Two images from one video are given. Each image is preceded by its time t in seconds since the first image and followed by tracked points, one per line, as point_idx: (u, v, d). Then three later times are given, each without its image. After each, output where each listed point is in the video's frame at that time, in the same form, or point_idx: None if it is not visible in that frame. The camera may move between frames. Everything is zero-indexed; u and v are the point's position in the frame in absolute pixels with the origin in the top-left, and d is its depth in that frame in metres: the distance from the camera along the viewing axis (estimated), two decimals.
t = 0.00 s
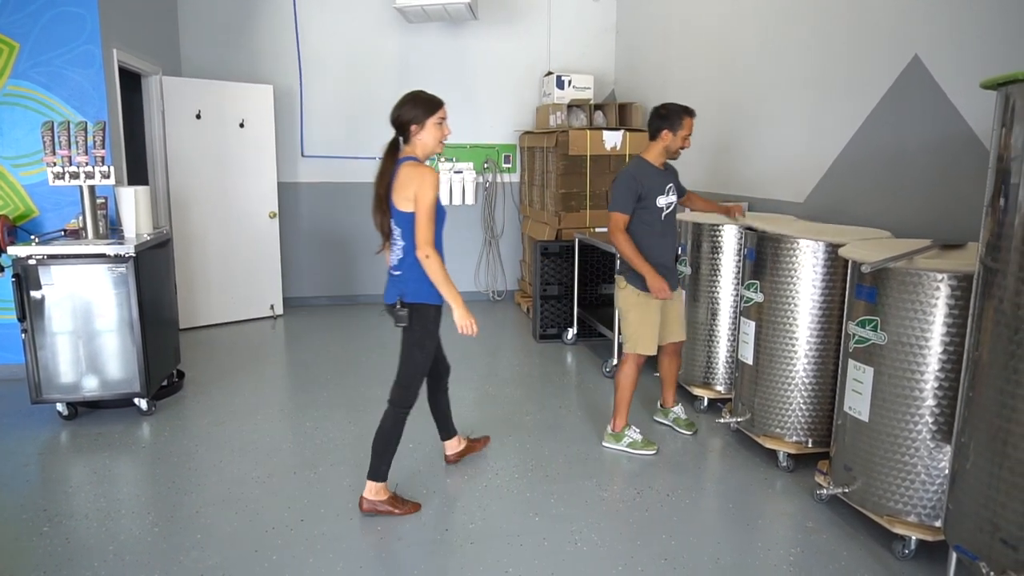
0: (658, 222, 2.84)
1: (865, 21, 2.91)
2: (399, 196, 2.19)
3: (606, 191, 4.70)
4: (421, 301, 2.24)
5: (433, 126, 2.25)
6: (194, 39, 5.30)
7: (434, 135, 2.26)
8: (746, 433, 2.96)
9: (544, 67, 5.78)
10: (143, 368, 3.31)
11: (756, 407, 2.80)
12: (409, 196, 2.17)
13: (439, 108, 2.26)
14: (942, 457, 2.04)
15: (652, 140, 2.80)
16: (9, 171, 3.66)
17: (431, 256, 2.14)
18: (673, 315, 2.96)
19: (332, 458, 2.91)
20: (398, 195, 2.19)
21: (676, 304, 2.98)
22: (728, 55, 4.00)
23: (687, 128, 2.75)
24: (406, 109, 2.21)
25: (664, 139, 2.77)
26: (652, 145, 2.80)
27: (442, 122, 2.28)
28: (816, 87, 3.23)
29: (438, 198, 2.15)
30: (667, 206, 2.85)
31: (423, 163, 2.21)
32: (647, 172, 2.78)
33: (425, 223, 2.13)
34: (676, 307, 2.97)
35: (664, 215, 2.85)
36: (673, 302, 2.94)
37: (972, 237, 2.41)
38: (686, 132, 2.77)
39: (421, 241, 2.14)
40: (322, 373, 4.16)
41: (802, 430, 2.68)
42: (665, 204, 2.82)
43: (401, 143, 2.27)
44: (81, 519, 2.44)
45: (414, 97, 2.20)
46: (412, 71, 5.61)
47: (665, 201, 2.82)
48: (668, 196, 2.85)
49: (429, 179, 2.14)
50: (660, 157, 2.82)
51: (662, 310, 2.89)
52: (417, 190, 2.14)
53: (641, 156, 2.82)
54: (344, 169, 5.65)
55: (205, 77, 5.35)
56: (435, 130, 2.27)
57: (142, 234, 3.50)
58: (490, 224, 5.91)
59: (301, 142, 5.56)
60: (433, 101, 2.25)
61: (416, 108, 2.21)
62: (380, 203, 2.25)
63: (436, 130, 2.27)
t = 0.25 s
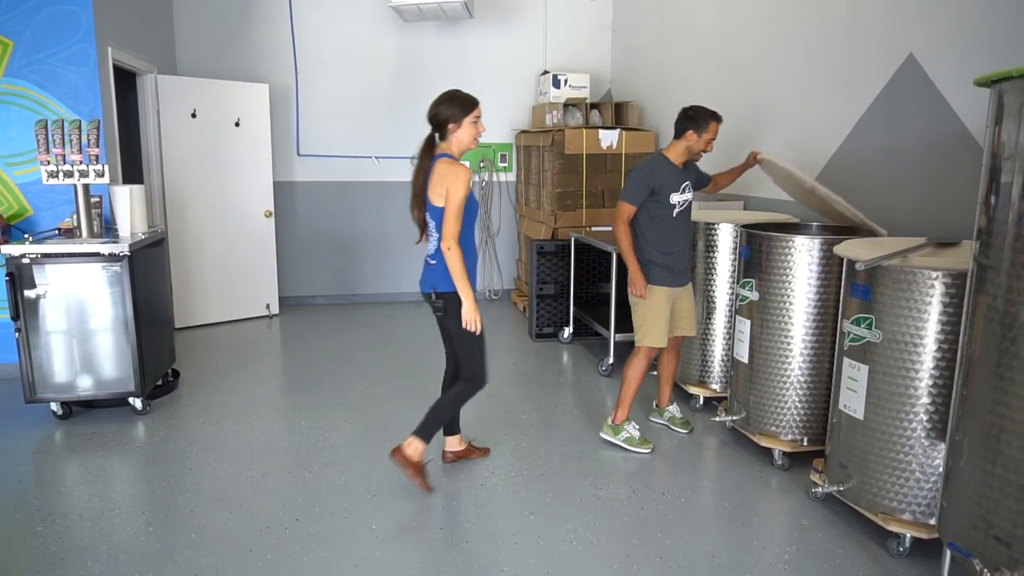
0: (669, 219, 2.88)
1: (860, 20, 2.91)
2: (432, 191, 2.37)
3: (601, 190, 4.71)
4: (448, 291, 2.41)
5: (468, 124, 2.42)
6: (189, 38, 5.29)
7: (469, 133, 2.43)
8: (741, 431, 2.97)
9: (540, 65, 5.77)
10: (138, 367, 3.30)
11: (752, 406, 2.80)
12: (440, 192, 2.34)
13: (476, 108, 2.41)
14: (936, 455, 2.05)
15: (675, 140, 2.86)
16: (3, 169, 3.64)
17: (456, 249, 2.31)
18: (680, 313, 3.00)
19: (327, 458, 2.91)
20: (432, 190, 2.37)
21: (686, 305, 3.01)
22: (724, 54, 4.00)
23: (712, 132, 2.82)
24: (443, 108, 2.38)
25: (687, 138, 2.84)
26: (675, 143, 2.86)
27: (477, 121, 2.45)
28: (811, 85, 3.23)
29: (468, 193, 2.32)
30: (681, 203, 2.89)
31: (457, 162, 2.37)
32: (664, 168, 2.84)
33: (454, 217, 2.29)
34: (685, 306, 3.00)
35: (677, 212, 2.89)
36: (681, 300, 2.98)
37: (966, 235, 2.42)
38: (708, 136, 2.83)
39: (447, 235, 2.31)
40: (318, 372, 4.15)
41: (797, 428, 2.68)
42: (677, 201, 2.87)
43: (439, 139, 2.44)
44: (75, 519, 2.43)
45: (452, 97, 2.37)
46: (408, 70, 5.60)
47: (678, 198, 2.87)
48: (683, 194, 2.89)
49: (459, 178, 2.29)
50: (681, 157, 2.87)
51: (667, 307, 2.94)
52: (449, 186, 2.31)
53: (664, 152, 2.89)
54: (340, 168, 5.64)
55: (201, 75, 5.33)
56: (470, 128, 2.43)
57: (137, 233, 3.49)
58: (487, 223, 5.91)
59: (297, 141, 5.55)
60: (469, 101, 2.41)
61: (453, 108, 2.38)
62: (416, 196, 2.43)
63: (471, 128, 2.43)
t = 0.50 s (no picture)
0: (668, 215, 2.91)
1: (852, 20, 2.92)
2: (453, 186, 2.50)
3: (594, 189, 4.71)
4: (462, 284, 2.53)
5: (497, 124, 2.52)
6: (183, 37, 5.27)
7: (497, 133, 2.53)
8: (734, 429, 2.97)
9: (534, 65, 5.77)
10: (130, 367, 3.29)
11: (745, 404, 2.80)
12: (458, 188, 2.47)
13: (506, 110, 2.51)
14: (927, 452, 2.06)
15: (685, 138, 2.88)
16: None
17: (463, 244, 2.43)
18: (674, 309, 3.03)
19: (321, 457, 2.90)
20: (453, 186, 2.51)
21: (682, 304, 3.04)
22: (718, 53, 4.00)
23: (721, 134, 2.81)
24: (473, 107, 2.50)
25: (696, 139, 2.84)
26: (683, 141, 2.88)
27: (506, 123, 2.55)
28: (804, 84, 3.24)
29: (483, 192, 2.42)
30: (683, 200, 2.90)
31: (481, 161, 2.48)
32: (669, 164, 2.87)
33: (464, 214, 2.41)
34: (681, 302, 3.03)
35: (677, 209, 2.91)
36: (676, 296, 3.00)
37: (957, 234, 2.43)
38: (716, 140, 2.82)
39: (457, 231, 2.43)
40: (311, 372, 4.14)
41: (790, 426, 2.69)
42: (678, 198, 2.89)
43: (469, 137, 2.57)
44: (67, 519, 2.42)
45: (483, 98, 2.48)
46: (402, 70, 5.59)
47: (679, 195, 2.89)
48: (687, 192, 2.91)
49: (478, 177, 2.41)
50: (688, 156, 2.89)
51: (659, 304, 2.97)
52: (466, 183, 2.43)
53: (672, 150, 2.91)
54: (334, 167, 5.63)
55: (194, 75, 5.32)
56: (499, 128, 2.53)
57: (129, 233, 3.48)
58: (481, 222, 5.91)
59: (290, 141, 5.53)
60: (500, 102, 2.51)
61: (482, 108, 2.49)
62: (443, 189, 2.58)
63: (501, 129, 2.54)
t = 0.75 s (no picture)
0: (654, 214, 2.92)
1: (832, 20, 2.96)
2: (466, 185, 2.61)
3: (579, 189, 4.72)
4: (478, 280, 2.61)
5: (504, 123, 2.61)
6: (165, 36, 5.23)
7: (506, 131, 2.62)
8: (718, 427, 2.99)
9: (519, 65, 5.78)
10: (112, 369, 3.26)
11: (728, 402, 2.82)
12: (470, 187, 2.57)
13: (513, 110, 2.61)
14: (906, 448, 2.08)
15: (675, 138, 2.89)
16: None
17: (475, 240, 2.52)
18: (657, 307, 3.05)
19: (305, 458, 2.89)
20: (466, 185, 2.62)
21: (666, 302, 3.06)
22: (701, 53, 4.03)
23: (710, 136, 2.82)
24: (484, 109, 2.62)
25: (686, 140, 2.85)
26: (673, 141, 2.89)
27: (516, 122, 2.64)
28: (786, 84, 3.27)
29: (492, 188, 2.51)
30: (669, 200, 2.92)
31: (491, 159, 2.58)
32: (658, 164, 2.89)
33: (475, 211, 2.50)
34: (664, 301, 3.04)
35: (664, 208, 2.92)
36: (660, 295, 3.02)
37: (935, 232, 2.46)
38: (704, 142, 2.84)
39: (470, 227, 2.53)
40: (296, 373, 4.12)
41: (773, 424, 2.71)
42: (665, 198, 2.90)
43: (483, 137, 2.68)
44: (47, 523, 2.40)
45: (492, 99, 2.59)
46: (387, 69, 5.58)
47: (666, 195, 2.90)
48: (674, 192, 2.92)
49: (485, 175, 2.50)
50: (677, 156, 2.90)
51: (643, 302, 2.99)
52: (476, 181, 2.53)
53: (662, 150, 2.93)
54: (319, 167, 5.61)
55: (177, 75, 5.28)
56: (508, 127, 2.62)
57: (111, 233, 3.45)
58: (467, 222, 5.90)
59: (275, 141, 5.50)
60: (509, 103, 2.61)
61: (491, 109, 2.60)
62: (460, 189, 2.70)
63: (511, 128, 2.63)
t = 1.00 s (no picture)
0: (637, 215, 2.93)
1: (812, 22, 2.98)
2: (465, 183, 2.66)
3: (562, 189, 4.77)
4: (475, 276, 2.65)
5: (500, 121, 2.60)
6: (144, 35, 5.18)
7: (502, 130, 2.62)
8: (701, 427, 3.00)
9: (503, 65, 5.78)
10: (90, 372, 3.21)
11: (711, 401, 2.84)
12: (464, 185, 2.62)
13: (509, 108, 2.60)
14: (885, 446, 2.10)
15: (659, 140, 2.90)
16: None
17: (466, 239, 2.56)
18: (639, 306, 3.06)
19: (287, 461, 2.87)
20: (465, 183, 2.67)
21: (647, 302, 3.07)
22: (683, 53, 4.05)
23: (695, 138, 2.85)
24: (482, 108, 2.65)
25: (670, 141, 2.87)
26: (658, 142, 2.91)
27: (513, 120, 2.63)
28: (767, 85, 3.29)
29: (480, 188, 2.55)
30: (651, 201, 2.92)
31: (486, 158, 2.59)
32: (641, 164, 2.89)
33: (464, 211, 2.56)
34: (646, 300, 3.05)
35: (646, 209, 2.93)
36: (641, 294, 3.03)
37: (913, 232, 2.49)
38: (689, 143, 2.86)
39: (462, 226, 2.58)
40: (278, 374, 4.09)
41: (754, 422, 2.73)
42: (647, 198, 2.90)
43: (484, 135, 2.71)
44: (22, 528, 2.36)
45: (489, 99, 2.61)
46: (370, 69, 5.56)
47: (649, 195, 2.91)
48: (657, 193, 2.93)
49: (473, 175, 2.54)
50: (662, 157, 2.91)
51: (623, 302, 3.00)
52: (468, 181, 2.58)
53: (646, 150, 2.94)
54: (301, 167, 5.57)
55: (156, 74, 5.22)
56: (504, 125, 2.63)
57: (88, 233, 3.41)
58: (450, 222, 5.89)
59: (256, 141, 5.46)
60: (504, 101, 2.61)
61: (487, 109, 2.62)
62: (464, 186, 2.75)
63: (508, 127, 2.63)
